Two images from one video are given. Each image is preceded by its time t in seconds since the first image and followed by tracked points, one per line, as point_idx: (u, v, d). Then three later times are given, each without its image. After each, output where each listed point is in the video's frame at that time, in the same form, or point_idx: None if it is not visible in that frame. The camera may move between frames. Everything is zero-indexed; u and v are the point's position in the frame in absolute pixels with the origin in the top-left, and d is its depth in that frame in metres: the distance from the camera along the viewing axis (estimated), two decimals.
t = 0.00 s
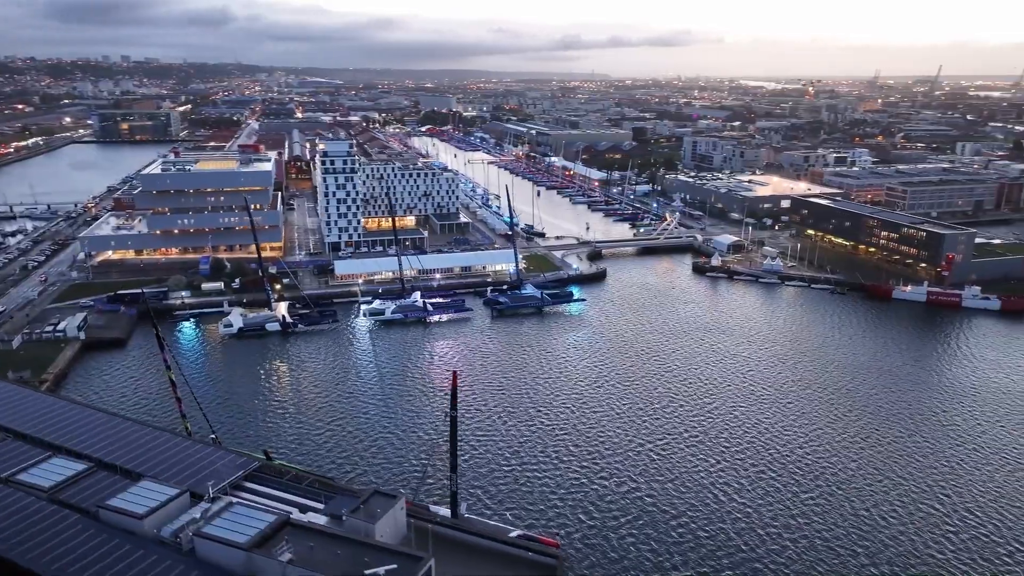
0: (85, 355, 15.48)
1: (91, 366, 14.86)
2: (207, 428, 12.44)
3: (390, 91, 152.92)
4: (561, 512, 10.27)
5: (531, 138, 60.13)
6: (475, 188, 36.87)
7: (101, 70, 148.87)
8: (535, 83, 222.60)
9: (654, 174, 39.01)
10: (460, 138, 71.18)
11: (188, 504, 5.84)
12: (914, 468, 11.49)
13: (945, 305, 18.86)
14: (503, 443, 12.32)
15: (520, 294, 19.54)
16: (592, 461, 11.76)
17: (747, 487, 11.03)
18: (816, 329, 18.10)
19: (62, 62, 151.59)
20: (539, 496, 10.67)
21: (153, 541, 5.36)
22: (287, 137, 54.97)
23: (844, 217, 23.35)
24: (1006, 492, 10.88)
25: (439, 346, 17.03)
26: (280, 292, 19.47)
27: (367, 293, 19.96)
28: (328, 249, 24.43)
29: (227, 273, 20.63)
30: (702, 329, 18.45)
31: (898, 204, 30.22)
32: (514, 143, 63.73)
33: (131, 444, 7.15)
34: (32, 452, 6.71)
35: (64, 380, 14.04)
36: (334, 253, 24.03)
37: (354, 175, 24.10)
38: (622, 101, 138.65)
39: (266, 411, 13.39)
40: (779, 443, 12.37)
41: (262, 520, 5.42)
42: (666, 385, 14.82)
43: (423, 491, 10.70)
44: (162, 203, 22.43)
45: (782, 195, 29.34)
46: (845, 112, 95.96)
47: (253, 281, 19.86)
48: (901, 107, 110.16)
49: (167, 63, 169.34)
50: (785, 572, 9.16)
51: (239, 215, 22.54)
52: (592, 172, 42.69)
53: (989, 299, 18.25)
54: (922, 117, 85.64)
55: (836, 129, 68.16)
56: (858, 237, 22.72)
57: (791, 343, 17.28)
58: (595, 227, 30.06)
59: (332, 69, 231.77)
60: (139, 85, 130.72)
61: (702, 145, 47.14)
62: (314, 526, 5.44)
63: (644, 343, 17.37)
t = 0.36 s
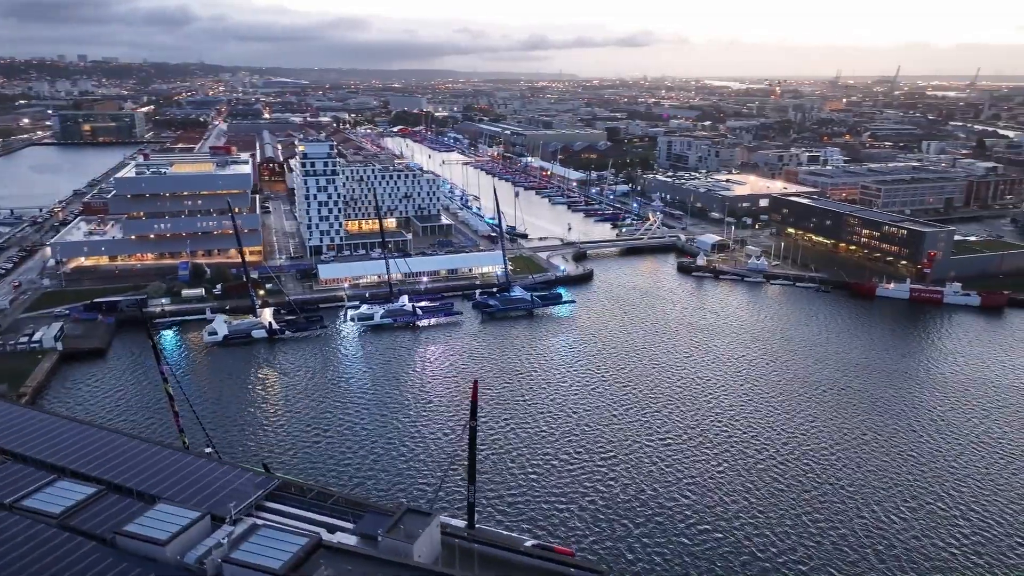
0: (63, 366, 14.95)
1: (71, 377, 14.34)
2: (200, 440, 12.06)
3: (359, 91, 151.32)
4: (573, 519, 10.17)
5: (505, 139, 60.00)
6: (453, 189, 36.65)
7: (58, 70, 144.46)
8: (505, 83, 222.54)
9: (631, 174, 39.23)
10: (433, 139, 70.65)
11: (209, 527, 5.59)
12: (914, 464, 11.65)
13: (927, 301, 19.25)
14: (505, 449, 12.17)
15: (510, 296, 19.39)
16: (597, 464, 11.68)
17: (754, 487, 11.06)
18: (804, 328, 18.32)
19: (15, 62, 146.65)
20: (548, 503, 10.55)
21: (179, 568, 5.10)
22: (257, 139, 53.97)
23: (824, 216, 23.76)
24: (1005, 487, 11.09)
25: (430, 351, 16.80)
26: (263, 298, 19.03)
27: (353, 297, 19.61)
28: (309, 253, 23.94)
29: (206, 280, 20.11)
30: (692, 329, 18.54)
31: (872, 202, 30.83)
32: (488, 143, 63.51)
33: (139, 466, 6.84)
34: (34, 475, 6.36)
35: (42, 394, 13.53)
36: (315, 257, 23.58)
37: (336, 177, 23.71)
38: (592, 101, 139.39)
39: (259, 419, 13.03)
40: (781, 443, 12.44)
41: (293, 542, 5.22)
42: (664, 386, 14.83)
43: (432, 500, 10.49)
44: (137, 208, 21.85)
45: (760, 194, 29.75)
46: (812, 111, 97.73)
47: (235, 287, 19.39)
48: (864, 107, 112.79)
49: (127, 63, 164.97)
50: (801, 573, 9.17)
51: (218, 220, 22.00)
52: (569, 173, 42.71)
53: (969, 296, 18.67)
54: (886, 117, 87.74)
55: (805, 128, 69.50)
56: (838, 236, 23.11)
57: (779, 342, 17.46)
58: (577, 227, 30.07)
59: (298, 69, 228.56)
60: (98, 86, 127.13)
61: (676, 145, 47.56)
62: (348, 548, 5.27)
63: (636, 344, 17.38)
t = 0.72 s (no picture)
0: (41, 379, 14.39)
1: (50, 391, 13.80)
2: (193, 453, 11.70)
3: (328, 91, 149.51)
4: (584, 526, 10.07)
5: (481, 139, 59.70)
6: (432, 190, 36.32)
7: (13, 70, 139.92)
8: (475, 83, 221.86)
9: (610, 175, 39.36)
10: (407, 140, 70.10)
11: (234, 554, 5.42)
12: (914, 464, 11.82)
13: (911, 299, 19.58)
14: (508, 455, 12.02)
15: (500, 300, 19.19)
16: (603, 470, 11.60)
17: (761, 489, 11.10)
18: (791, 328, 18.51)
19: None
20: (557, 511, 10.44)
21: None
22: (227, 140, 52.87)
23: (807, 216, 24.10)
24: (1003, 485, 11.33)
25: (421, 356, 16.53)
26: (247, 304, 18.56)
27: (339, 302, 19.22)
28: (291, 257, 23.39)
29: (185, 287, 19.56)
30: (682, 330, 18.60)
31: (848, 200, 31.34)
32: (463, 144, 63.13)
33: (150, 490, 6.64)
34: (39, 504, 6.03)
35: (20, 409, 12.99)
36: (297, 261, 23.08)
37: (317, 179, 23.28)
38: (564, 101, 139.60)
39: (252, 429, 12.68)
40: (782, 443, 12.53)
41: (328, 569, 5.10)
42: (662, 389, 14.84)
43: (440, 510, 10.29)
44: (111, 213, 21.17)
45: (739, 194, 30.04)
46: (780, 111, 99.21)
47: (217, 293, 18.88)
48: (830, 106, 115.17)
49: (86, 63, 160.50)
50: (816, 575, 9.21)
51: (196, 224, 21.42)
52: (547, 174, 42.39)
53: (951, 293, 19.03)
54: (852, 117, 89.57)
55: (775, 128, 70.60)
56: (821, 235, 23.44)
57: (769, 343, 17.62)
58: (559, 228, 30.01)
59: (264, 69, 224.63)
60: (57, 87, 123.46)
61: (652, 145, 47.86)
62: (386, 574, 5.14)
63: (629, 345, 17.39)
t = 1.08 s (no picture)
0: (16, 393, 13.82)
1: (27, 406, 13.25)
2: (184, 468, 11.29)
3: (297, 91, 147.36)
4: (597, 535, 9.98)
5: (456, 140, 59.24)
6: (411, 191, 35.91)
7: None
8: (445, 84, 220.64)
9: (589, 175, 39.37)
10: (380, 140, 69.30)
11: None
12: (914, 467, 12.03)
13: (895, 297, 19.84)
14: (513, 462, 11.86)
15: (489, 303, 18.92)
16: (610, 476, 11.52)
17: (769, 492, 11.13)
18: (779, 328, 18.65)
19: None
20: (568, 519, 10.32)
21: None
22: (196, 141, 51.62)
23: (789, 216, 24.38)
24: (1001, 485, 11.55)
25: (412, 362, 16.20)
26: (229, 312, 18.05)
27: (325, 309, 18.77)
28: (271, 262, 22.83)
29: (164, 294, 18.96)
30: (672, 331, 18.62)
31: (826, 199, 31.76)
32: (438, 145, 62.59)
33: (157, 517, 6.62)
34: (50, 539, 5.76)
35: None
36: (278, 266, 22.53)
37: (298, 182, 22.76)
38: (535, 101, 139.66)
39: (244, 443, 12.31)
40: (784, 446, 12.61)
41: None
42: (659, 391, 14.84)
43: (448, 523, 10.07)
44: (83, 218, 20.40)
45: (719, 194, 30.25)
46: (749, 110, 100.73)
47: (197, 301, 18.32)
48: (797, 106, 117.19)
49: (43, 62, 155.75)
50: None
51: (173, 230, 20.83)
52: (525, 175, 42.16)
53: (934, 290, 19.33)
54: (819, 117, 91.12)
55: (746, 128, 71.49)
56: (803, 235, 23.70)
57: (758, 344, 17.74)
58: (541, 229, 29.87)
59: (229, 69, 220.46)
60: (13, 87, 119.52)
61: (628, 145, 48.02)
62: None
63: (622, 347, 17.36)
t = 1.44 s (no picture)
0: None
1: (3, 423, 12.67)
2: (175, 486, 10.87)
3: (266, 92, 145.07)
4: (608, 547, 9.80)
5: (432, 141, 58.73)
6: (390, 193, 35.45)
7: None
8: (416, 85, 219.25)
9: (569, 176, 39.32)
10: (354, 141, 68.45)
11: None
12: (915, 468, 12.08)
13: (882, 296, 20.06)
14: (516, 471, 11.64)
15: (480, 307, 18.63)
16: (616, 484, 11.35)
17: (776, 497, 11.06)
18: (768, 329, 18.71)
19: None
20: (577, 532, 10.12)
21: None
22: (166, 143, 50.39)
23: (774, 216, 24.58)
24: (1001, 485, 11.68)
25: (403, 369, 15.85)
26: (212, 319, 17.52)
27: (311, 315, 18.31)
28: (251, 267, 22.26)
29: (142, 302, 18.35)
30: (664, 333, 18.57)
31: (805, 199, 32.10)
32: (414, 145, 62.00)
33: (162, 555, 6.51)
34: None
35: None
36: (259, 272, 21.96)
37: (279, 185, 22.23)
38: (508, 102, 139.45)
39: (236, 457, 11.90)
40: (787, 449, 12.56)
41: None
42: (656, 396, 14.74)
43: (455, 539, 9.84)
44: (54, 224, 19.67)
45: (701, 194, 30.39)
46: (721, 110, 101.66)
47: (178, 309, 17.76)
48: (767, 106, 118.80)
49: None
50: None
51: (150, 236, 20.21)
52: (505, 176, 41.91)
53: (920, 289, 19.60)
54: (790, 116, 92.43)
55: (720, 128, 72.16)
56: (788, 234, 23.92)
57: (750, 345, 17.77)
58: (525, 230, 29.68)
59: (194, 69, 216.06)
60: None
61: (606, 145, 48.10)
62: None
63: (615, 351, 17.25)
